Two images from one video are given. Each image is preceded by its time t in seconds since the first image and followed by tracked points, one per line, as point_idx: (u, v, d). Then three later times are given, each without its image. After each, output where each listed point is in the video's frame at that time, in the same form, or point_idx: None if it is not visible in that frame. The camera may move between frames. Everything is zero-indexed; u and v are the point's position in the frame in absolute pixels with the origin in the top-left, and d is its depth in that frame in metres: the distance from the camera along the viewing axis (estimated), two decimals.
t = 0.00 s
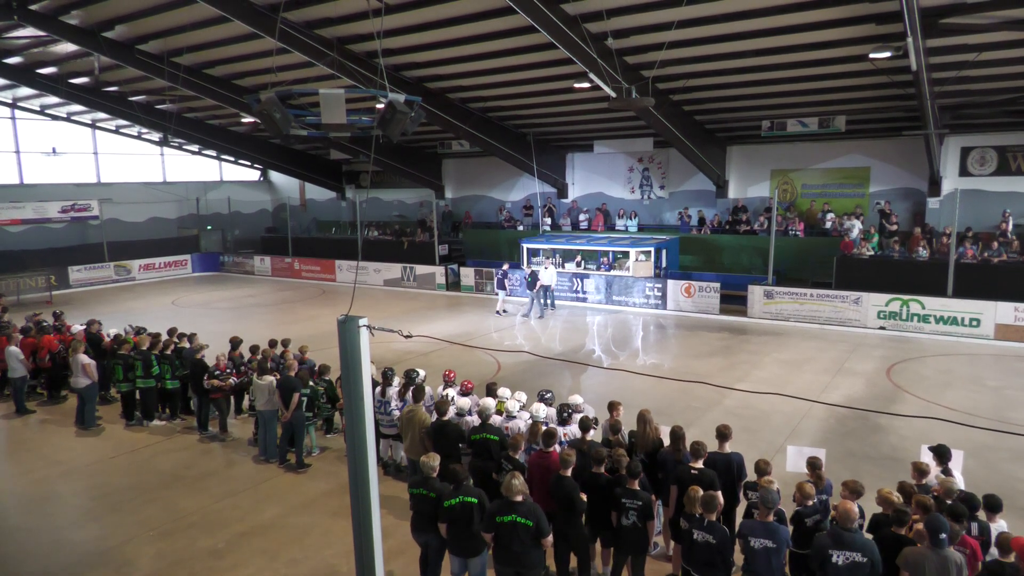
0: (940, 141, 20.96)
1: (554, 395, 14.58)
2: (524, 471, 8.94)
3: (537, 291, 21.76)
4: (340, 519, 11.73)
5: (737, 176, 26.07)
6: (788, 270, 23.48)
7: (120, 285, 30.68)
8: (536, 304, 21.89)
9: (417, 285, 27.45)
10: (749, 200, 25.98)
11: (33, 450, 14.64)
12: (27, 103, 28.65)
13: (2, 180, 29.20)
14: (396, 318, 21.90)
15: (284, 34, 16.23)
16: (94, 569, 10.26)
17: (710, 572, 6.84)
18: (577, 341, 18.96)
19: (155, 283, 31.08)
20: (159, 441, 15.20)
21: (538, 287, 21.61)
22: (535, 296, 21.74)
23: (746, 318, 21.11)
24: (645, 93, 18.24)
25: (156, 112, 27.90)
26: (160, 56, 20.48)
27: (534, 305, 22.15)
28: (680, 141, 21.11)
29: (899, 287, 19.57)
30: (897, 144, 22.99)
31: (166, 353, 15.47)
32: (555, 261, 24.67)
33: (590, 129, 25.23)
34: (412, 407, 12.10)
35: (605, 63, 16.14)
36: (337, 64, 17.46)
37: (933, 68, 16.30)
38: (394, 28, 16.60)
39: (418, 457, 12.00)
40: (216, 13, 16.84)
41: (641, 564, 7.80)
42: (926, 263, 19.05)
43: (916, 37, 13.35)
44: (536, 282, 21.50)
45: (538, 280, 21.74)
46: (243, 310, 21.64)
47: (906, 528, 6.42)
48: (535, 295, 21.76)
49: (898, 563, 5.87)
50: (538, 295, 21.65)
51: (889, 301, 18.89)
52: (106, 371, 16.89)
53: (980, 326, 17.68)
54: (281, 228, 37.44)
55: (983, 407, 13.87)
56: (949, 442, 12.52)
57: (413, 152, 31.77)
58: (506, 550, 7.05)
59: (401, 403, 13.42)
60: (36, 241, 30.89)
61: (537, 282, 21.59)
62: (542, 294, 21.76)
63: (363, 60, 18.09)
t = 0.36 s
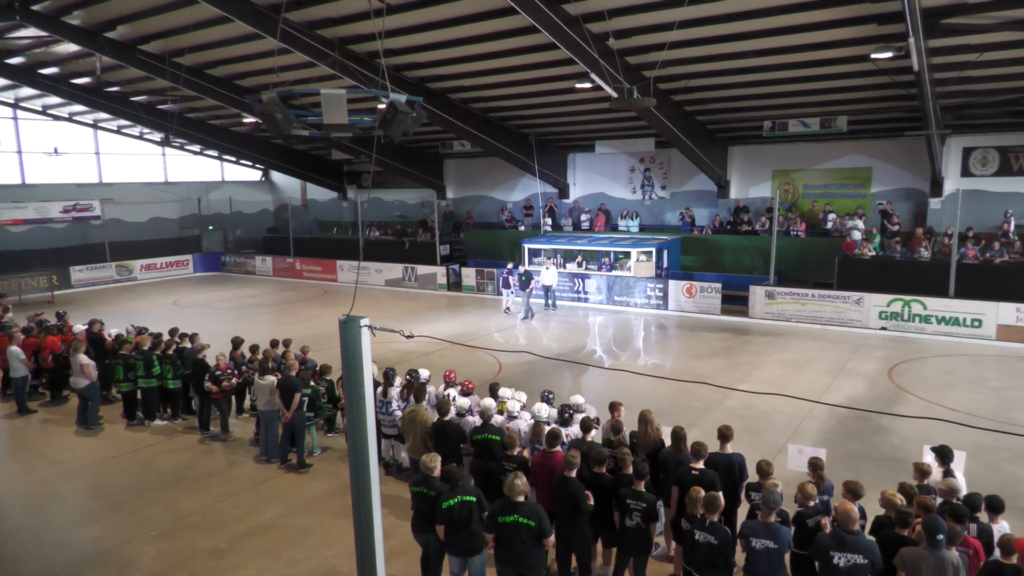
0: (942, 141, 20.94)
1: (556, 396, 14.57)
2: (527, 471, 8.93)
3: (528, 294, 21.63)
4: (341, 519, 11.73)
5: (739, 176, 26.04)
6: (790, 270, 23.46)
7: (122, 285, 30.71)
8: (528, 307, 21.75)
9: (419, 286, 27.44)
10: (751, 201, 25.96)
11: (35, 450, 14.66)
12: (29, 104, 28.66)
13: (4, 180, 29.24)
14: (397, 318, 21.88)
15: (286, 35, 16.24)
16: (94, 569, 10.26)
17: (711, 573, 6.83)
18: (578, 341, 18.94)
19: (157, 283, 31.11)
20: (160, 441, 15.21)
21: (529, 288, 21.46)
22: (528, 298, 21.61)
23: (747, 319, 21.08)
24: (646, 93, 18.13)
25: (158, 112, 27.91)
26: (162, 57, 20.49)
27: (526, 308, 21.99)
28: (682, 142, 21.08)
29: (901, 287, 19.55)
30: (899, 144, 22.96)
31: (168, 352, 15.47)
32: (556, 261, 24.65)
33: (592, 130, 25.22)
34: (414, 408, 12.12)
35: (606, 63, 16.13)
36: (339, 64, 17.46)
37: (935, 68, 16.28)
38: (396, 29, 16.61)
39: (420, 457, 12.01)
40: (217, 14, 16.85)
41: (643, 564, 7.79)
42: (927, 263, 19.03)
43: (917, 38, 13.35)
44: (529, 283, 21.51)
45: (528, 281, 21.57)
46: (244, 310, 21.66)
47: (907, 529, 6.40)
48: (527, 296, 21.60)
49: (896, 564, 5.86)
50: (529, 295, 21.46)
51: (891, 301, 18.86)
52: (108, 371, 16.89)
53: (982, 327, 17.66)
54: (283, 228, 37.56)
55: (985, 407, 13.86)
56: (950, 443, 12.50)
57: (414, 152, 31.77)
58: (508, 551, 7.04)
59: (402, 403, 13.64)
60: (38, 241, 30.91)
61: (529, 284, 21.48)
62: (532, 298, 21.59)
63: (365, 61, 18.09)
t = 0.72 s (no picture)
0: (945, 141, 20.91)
1: (558, 396, 14.56)
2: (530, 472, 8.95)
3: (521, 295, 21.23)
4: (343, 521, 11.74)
5: (741, 175, 26.02)
6: (792, 270, 23.43)
7: (124, 285, 30.73)
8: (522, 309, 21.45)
9: (420, 286, 27.43)
10: (753, 201, 25.93)
11: (37, 450, 14.67)
12: (32, 104, 28.73)
13: (6, 180, 29.30)
14: (399, 318, 21.87)
15: (288, 35, 16.25)
16: (96, 569, 10.27)
17: (713, 573, 6.83)
18: (580, 341, 18.91)
19: (159, 283, 31.14)
20: (162, 441, 15.23)
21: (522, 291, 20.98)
22: (520, 301, 21.22)
23: (749, 319, 21.03)
24: (649, 94, 18.09)
25: (160, 112, 27.93)
26: (164, 57, 20.51)
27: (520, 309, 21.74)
28: (684, 141, 21.04)
29: (903, 288, 19.52)
30: (901, 144, 22.94)
31: (170, 352, 15.50)
32: (558, 261, 24.60)
33: (593, 130, 25.21)
34: (416, 407, 12.16)
35: (608, 63, 16.12)
36: (341, 64, 17.50)
37: (938, 68, 16.25)
38: (398, 29, 16.61)
39: (422, 457, 12.04)
40: (220, 14, 16.88)
41: (645, 565, 7.80)
42: (930, 263, 19.00)
43: (920, 38, 13.34)
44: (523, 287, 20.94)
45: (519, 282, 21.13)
46: (246, 310, 21.69)
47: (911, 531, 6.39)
48: (519, 297, 21.18)
49: (898, 565, 5.86)
50: (521, 295, 21.17)
51: (893, 302, 18.82)
52: (110, 371, 16.91)
53: (985, 328, 17.63)
54: (286, 228, 37.59)
55: (987, 408, 13.84)
56: (953, 443, 12.48)
57: (417, 152, 31.76)
58: (510, 551, 7.05)
59: (405, 403, 13.79)
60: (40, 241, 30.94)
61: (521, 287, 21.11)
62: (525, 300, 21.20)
63: (367, 61, 18.08)
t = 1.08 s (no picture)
0: (949, 142, 20.86)
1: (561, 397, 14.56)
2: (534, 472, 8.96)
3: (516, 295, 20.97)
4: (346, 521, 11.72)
5: (744, 176, 26.00)
6: (795, 271, 23.42)
7: (128, 285, 30.78)
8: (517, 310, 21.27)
9: (424, 286, 27.43)
10: (756, 201, 25.89)
11: (41, 450, 14.70)
12: (36, 104, 28.84)
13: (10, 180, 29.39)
14: (402, 318, 21.87)
15: (290, 34, 16.28)
16: (98, 569, 10.28)
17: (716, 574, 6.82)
18: (583, 342, 18.88)
19: (163, 283, 31.20)
20: (166, 441, 15.25)
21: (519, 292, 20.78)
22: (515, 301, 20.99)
23: (753, 320, 20.98)
24: (651, 94, 18.08)
25: (163, 113, 27.98)
26: (168, 58, 20.55)
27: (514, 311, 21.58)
28: (687, 142, 21.01)
29: (907, 289, 19.46)
30: (905, 144, 22.88)
31: (174, 352, 15.54)
32: (561, 262, 24.49)
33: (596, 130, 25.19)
34: (418, 409, 12.22)
35: (611, 64, 16.10)
36: (344, 65, 17.51)
37: (942, 69, 16.22)
38: (401, 30, 16.62)
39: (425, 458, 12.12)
40: (223, 15, 16.90)
41: (648, 566, 7.79)
42: (934, 264, 18.94)
43: (923, 38, 13.32)
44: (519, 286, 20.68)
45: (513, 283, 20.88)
46: (250, 311, 21.71)
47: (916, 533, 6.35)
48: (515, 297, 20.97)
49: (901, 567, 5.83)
50: (519, 296, 20.97)
51: (897, 303, 18.75)
52: (113, 371, 16.92)
53: (989, 329, 17.59)
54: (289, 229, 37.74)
55: (991, 409, 13.80)
56: (957, 445, 12.45)
57: (420, 152, 31.77)
58: (513, 551, 7.04)
59: (407, 402, 13.86)
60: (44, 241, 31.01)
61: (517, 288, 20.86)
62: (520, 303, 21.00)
63: (371, 62, 18.06)
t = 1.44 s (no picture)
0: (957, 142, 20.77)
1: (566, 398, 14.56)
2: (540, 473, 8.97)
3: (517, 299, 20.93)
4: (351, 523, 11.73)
5: (751, 177, 25.94)
6: (802, 272, 23.31)
7: (135, 285, 30.91)
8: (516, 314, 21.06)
9: (429, 287, 27.45)
10: (764, 202, 25.81)
11: (50, 449, 14.78)
12: (45, 106, 29.04)
13: (18, 181, 29.56)
14: (408, 319, 21.87)
15: (298, 36, 16.33)
16: (107, 568, 10.31)
17: None
18: (589, 343, 18.85)
19: (169, 283, 31.29)
20: (173, 441, 15.30)
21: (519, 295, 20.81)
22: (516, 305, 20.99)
23: (759, 322, 20.92)
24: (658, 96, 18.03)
25: (171, 113, 28.08)
26: (175, 59, 20.62)
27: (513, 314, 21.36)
28: (694, 142, 20.96)
29: (915, 290, 19.38)
30: (913, 145, 22.79)
31: (181, 351, 15.60)
32: (567, 262, 24.34)
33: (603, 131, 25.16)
34: (424, 411, 12.34)
35: (618, 65, 16.09)
36: (351, 66, 17.52)
37: (950, 70, 16.16)
38: (408, 31, 16.65)
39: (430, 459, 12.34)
40: (230, 16, 16.95)
41: (654, 567, 7.76)
42: (942, 266, 18.85)
43: (931, 39, 13.28)
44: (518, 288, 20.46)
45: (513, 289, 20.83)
46: (256, 311, 21.74)
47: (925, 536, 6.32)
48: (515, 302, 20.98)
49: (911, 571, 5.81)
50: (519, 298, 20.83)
51: (905, 304, 18.65)
52: (121, 371, 16.97)
53: (997, 330, 17.49)
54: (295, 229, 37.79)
55: (1000, 411, 13.73)
56: (964, 447, 12.40)
57: (426, 153, 31.81)
58: (518, 552, 7.04)
59: (413, 403, 13.93)
60: (53, 241, 31.17)
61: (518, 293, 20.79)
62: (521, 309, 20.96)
63: (377, 63, 18.09)
